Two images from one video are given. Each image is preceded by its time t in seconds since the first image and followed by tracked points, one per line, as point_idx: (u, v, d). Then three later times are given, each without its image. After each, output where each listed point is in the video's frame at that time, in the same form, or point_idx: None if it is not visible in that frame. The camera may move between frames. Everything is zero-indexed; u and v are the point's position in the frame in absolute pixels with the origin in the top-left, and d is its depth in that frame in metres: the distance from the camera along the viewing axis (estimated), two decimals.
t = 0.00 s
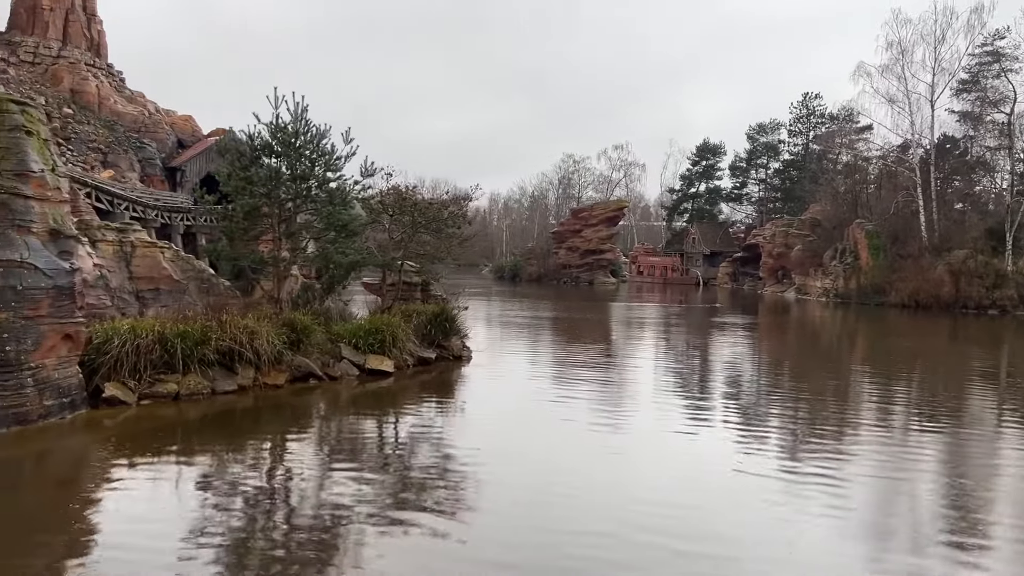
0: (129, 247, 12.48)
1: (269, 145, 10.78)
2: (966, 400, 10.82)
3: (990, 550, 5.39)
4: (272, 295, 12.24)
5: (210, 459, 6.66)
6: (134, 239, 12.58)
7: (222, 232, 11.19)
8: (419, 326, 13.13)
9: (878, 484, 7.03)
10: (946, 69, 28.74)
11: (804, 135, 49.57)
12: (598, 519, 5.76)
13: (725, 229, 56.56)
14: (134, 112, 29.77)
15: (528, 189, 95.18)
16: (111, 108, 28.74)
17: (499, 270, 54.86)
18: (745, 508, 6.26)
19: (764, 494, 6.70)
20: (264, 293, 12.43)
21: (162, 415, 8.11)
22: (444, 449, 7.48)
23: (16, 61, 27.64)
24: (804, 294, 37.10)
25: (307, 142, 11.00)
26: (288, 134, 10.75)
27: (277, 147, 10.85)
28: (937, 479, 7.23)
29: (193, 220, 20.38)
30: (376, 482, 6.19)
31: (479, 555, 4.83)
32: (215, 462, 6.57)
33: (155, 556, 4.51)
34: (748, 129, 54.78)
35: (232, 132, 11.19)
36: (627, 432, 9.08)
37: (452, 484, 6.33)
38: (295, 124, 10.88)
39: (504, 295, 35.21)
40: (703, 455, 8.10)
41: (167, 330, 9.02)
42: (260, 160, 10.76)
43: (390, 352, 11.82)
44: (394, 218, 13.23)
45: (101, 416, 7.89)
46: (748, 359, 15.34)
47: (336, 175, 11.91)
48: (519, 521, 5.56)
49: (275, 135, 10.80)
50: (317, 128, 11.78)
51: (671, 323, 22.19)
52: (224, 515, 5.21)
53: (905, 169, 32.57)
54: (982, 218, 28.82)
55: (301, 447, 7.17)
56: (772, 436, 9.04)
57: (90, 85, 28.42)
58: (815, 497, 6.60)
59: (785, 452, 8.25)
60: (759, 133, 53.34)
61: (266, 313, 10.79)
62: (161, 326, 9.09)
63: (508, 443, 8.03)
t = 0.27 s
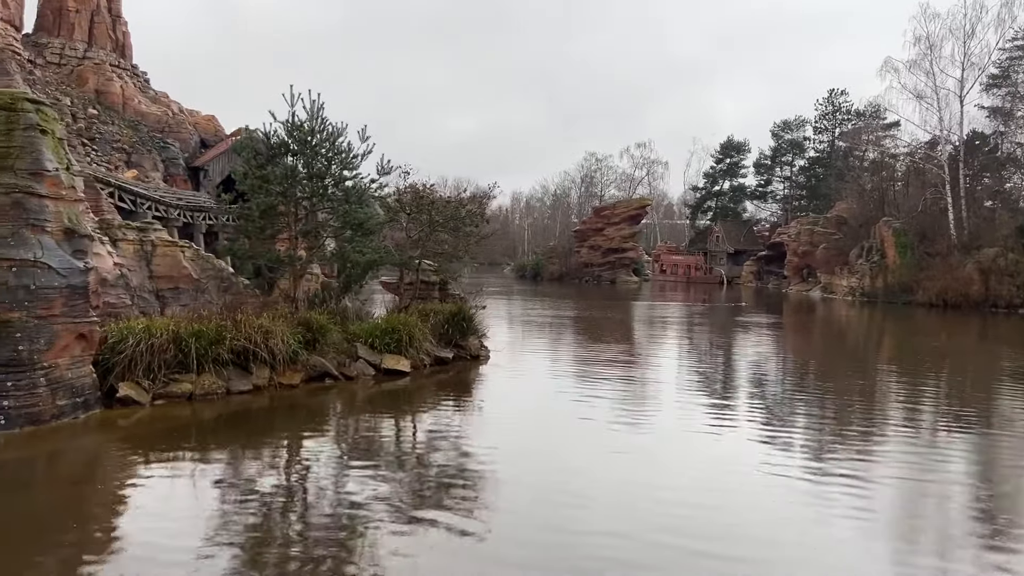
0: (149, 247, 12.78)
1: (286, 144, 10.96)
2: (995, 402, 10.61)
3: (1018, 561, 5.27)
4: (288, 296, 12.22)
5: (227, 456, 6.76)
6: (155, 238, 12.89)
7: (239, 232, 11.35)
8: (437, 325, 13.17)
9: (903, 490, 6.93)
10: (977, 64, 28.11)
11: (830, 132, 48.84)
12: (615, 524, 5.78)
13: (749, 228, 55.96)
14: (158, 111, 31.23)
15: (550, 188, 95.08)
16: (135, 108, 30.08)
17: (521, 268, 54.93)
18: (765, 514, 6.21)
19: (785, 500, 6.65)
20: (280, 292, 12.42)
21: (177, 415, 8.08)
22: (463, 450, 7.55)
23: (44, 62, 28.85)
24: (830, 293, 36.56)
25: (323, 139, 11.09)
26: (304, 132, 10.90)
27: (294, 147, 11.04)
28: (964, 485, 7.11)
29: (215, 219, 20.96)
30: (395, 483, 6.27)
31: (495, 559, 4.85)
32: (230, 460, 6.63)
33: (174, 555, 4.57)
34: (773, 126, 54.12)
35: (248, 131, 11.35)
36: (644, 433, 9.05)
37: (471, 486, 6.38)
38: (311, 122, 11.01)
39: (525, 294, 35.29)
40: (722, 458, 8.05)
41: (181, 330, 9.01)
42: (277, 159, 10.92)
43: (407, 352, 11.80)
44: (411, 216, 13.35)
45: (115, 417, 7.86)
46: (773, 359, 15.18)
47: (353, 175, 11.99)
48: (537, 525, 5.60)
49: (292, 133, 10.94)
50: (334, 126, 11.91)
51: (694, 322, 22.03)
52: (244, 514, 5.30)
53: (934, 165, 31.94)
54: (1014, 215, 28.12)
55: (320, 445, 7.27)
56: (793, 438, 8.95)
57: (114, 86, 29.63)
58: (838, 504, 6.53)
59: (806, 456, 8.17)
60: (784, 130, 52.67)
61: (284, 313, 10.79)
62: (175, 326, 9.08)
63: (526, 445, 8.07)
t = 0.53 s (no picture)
0: (163, 246, 13.01)
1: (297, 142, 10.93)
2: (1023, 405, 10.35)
3: None
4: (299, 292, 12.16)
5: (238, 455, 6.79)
6: (169, 237, 13.11)
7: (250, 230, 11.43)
8: (450, 323, 13.13)
9: (926, 497, 6.77)
10: (1002, 59, 27.57)
11: (850, 129, 48.23)
12: (629, 530, 5.71)
13: (768, 226, 55.46)
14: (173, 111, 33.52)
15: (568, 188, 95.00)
16: (152, 108, 32.65)
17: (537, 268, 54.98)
18: (783, 521, 6.11)
19: (804, 507, 6.53)
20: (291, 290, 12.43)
21: (184, 415, 8.01)
22: (476, 452, 7.53)
23: (64, 62, 31.91)
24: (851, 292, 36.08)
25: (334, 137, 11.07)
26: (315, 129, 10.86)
27: (305, 145, 11.02)
28: (990, 493, 6.93)
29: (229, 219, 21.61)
30: (408, 486, 6.25)
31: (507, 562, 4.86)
32: (238, 460, 6.65)
33: (183, 555, 4.62)
34: (792, 124, 53.56)
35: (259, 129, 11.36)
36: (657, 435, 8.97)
37: (484, 489, 6.36)
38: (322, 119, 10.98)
39: (541, 293, 35.38)
40: (738, 462, 7.94)
41: (189, 329, 8.91)
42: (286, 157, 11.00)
43: (418, 352, 11.75)
44: (424, 215, 13.42)
45: (121, 417, 7.80)
46: (792, 359, 14.99)
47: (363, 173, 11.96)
48: (551, 530, 5.55)
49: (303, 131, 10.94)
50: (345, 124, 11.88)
51: (712, 322, 21.87)
52: (254, 517, 5.30)
53: (957, 163, 31.43)
54: None
55: (332, 446, 7.29)
56: (811, 441, 8.81)
57: (132, 85, 32.44)
58: (858, 511, 6.40)
59: (825, 460, 8.03)
60: (803, 127, 52.12)
61: (296, 311, 10.82)
62: (183, 325, 8.99)
63: (539, 446, 8.04)
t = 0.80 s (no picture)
0: (169, 244, 13.09)
1: (300, 141, 11.10)
2: None
3: None
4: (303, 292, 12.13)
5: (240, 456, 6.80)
6: (176, 236, 13.19)
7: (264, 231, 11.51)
8: (455, 322, 12.97)
9: (934, 499, 6.70)
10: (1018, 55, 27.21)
11: (864, 127, 47.80)
12: (630, 530, 5.70)
13: (781, 225, 55.10)
14: (183, 109, 33.84)
15: (579, 186, 94.89)
16: (163, 106, 33.06)
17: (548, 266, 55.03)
18: (787, 523, 6.07)
19: (808, 509, 6.48)
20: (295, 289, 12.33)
21: (184, 414, 8.03)
22: (481, 452, 7.54)
23: (76, 61, 32.56)
24: (864, 292, 35.77)
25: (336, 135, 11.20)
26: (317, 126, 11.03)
27: (307, 144, 11.17)
28: (1001, 495, 6.84)
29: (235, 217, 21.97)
30: (410, 486, 6.27)
31: (508, 562, 4.88)
32: (239, 460, 6.66)
33: (181, 555, 4.67)
34: (805, 121, 53.15)
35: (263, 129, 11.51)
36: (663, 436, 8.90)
37: (487, 490, 6.36)
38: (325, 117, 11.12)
39: (551, 292, 35.40)
40: (743, 463, 7.89)
41: (189, 329, 8.89)
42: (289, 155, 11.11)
43: (422, 351, 11.62)
44: (429, 213, 13.33)
45: (121, 417, 7.81)
46: (803, 359, 14.90)
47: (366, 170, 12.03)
48: (551, 531, 5.54)
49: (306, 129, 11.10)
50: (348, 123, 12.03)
51: (722, 322, 21.79)
52: (254, 517, 5.33)
53: (971, 161, 31.07)
54: None
55: (335, 446, 7.32)
56: (819, 442, 8.74)
57: (142, 85, 32.87)
58: (864, 514, 6.34)
59: (833, 461, 7.97)
60: (816, 125, 51.73)
61: (299, 311, 10.77)
62: (183, 324, 8.97)
63: (545, 448, 8.00)
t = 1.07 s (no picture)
0: (168, 243, 13.09)
1: (296, 138, 10.82)
2: None
3: None
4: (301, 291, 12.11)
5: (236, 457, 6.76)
6: (175, 235, 13.20)
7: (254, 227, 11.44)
8: (454, 322, 12.84)
9: (938, 501, 6.65)
10: None
11: (869, 126, 47.62)
12: (629, 529, 5.68)
13: (785, 224, 54.94)
14: (185, 107, 33.87)
15: (583, 185, 94.80)
16: (165, 105, 33.19)
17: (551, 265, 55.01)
18: (788, 523, 6.04)
19: (810, 509, 6.44)
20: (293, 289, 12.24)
21: (177, 415, 7.98)
22: (481, 451, 7.52)
23: (79, 59, 32.56)
24: (869, 292, 35.59)
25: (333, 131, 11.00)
26: (314, 123, 10.74)
27: (304, 141, 10.88)
28: (1006, 497, 6.78)
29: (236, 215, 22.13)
30: (409, 485, 6.25)
31: (506, 562, 4.86)
32: (233, 461, 6.65)
33: (175, 556, 4.65)
34: (810, 120, 52.96)
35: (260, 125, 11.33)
36: (662, 436, 8.83)
37: (486, 490, 6.34)
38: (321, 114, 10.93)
39: (554, 291, 35.36)
40: (744, 463, 7.84)
41: (182, 329, 8.79)
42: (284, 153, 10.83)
43: (419, 352, 11.46)
44: (428, 212, 13.21)
45: (112, 417, 7.76)
46: (806, 359, 14.84)
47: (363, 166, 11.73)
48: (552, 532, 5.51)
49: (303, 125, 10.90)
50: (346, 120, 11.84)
51: (725, 321, 21.74)
52: (250, 518, 5.32)
53: (978, 160, 30.90)
54: None
55: (333, 446, 7.29)
56: (822, 443, 8.69)
57: (145, 83, 32.95)
58: (866, 514, 6.30)
59: (836, 462, 7.91)
60: (822, 124, 51.52)
61: (295, 311, 10.67)
62: (176, 324, 8.88)
63: (546, 449, 7.94)
